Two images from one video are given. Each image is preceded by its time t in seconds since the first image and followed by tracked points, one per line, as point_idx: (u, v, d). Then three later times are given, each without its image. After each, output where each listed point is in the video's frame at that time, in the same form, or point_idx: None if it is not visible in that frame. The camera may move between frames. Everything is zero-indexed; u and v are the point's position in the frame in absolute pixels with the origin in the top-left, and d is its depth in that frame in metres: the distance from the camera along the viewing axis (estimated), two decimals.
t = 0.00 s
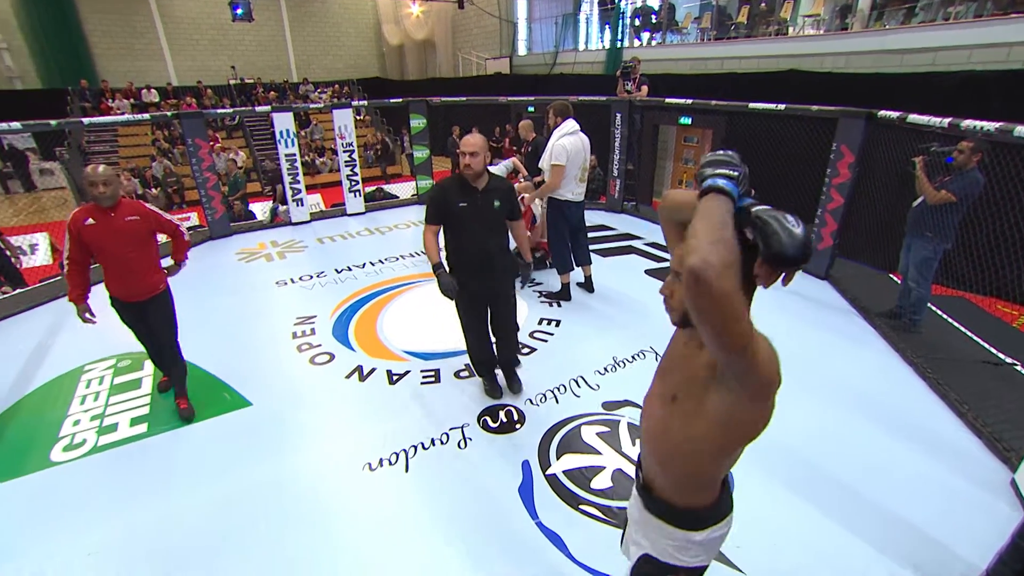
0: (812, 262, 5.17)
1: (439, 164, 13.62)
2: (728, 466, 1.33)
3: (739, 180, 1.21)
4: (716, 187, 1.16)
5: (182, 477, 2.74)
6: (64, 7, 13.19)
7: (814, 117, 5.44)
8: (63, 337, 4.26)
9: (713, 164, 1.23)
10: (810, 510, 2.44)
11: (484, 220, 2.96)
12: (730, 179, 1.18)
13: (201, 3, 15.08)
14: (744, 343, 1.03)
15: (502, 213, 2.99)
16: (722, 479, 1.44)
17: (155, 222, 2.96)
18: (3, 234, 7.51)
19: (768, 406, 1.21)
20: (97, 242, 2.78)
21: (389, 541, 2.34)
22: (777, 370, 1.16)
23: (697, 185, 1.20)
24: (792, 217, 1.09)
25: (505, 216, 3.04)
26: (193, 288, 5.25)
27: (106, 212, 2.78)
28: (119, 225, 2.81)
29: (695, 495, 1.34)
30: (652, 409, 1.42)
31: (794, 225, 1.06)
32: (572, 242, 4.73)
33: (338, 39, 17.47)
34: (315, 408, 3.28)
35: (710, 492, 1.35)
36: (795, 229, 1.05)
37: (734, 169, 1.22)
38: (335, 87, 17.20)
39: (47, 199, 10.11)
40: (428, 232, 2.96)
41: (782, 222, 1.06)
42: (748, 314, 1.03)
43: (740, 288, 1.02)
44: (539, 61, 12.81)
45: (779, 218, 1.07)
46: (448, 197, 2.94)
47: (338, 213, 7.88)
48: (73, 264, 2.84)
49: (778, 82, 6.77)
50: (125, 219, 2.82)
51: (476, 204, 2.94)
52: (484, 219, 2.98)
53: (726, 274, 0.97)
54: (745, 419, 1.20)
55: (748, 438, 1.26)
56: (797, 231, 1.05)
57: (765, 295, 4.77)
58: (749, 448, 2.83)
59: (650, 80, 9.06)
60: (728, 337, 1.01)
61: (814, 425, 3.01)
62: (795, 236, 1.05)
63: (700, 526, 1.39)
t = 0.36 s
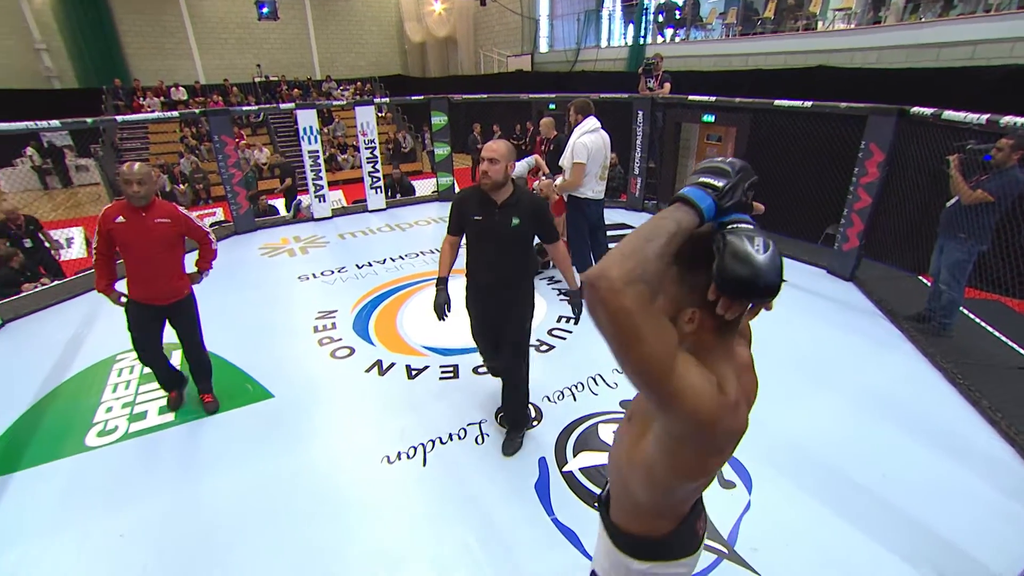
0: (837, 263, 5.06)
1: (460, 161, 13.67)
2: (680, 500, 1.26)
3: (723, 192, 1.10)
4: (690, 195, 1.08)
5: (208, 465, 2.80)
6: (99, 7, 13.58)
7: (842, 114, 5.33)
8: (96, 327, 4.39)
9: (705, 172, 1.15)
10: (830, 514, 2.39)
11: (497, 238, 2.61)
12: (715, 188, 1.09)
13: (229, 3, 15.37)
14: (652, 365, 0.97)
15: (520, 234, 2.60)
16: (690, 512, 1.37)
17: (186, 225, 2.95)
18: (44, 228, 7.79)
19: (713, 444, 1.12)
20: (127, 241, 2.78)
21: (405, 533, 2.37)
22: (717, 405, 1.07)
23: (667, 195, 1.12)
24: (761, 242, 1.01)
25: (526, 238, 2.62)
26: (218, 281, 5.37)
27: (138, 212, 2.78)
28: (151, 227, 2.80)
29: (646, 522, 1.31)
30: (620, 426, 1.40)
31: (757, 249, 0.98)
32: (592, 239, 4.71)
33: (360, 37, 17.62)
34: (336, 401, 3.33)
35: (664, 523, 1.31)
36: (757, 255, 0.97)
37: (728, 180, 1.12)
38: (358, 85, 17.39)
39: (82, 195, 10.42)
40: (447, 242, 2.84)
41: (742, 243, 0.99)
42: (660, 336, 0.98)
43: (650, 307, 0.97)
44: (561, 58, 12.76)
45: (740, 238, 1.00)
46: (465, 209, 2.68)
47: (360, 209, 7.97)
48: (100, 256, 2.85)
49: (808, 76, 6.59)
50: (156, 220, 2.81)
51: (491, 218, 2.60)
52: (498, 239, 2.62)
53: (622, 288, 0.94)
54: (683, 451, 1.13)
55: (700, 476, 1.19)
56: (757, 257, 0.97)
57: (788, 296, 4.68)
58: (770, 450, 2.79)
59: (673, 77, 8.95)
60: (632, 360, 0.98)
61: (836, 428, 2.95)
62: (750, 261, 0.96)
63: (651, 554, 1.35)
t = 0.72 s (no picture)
0: (864, 261, 4.95)
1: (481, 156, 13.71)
2: (657, 545, 1.12)
3: (682, 198, 1.04)
4: (642, 199, 1.02)
5: (235, 452, 2.89)
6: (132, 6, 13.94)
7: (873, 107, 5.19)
8: (129, 316, 4.53)
9: (673, 175, 1.09)
10: (852, 514, 2.36)
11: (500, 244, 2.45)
12: (671, 194, 1.03)
13: None
14: (570, 378, 0.94)
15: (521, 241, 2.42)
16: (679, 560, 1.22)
17: (203, 229, 2.87)
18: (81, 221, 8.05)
19: (670, 486, 0.97)
20: (143, 250, 2.69)
21: (425, 521, 2.41)
22: (667, 440, 0.92)
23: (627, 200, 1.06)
24: (706, 252, 0.94)
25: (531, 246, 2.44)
26: (245, 273, 5.49)
27: (154, 219, 2.70)
28: (164, 234, 2.71)
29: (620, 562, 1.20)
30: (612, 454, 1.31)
31: (694, 260, 0.92)
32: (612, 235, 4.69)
33: (383, 32, 17.73)
34: (357, 392, 3.38)
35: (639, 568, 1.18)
36: (690, 266, 0.91)
37: (691, 182, 1.06)
38: (380, 80, 17.53)
39: (115, 189, 10.74)
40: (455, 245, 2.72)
41: (681, 257, 0.93)
42: (579, 349, 0.94)
43: (567, 318, 0.95)
44: (584, 53, 12.69)
45: (681, 251, 0.94)
46: (470, 213, 2.56)
47: (382, 204, 8.06)
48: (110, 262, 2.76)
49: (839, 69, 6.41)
50: (173, 227, 2.74)
51: (494, 224, 2.45)
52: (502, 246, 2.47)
53: (532, 296, 0.94)
54: (636, 485, 1.01)
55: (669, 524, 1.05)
56: (692, 271, 0.90)
57: (813, 294, 4.59)
58: (792, 449, 2.75)
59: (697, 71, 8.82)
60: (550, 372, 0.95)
61: (859, 428, 2.89)
62: (682, 272, 0.91)
63: None
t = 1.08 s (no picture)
0: (886, 260, 4.85)
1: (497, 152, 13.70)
2: (652, 554, 1.11)
3: (675, 197, 1.02)
4: (630, 198, 1.02)
5: (254, 440, 2.95)
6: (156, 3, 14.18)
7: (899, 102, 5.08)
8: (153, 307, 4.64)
9: (670, 172, 1.08)
10: (868, 515, 2.33)
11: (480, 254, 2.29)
12: (660, 192, 1.01)
13: None
14: (546, 378, 0.98)
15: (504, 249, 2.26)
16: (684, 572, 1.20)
17: (197, 229, 2.81)
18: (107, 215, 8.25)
19: (655, 493, 0.97)
20: (139, 256, 2.61)
21: (438, 513, 2.44)
22: (647, 447, 0.93)
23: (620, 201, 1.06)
24: (689, 257, 0.92)
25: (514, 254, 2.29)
26: (264, 266, 5.58)
27: (147, 221, 2.62)
28: (160, 235, 2.64)
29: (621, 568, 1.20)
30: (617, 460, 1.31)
31: (673, 264, 0.92)
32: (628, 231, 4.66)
33: (400, 27, 17.77)
34: (373, 384, 3.43)
35: None
36: (668, 271, 0.91)
37: (686, 181, 1.04)
38: (398, 75, 17.61)
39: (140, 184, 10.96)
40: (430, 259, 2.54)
41: (660, 261, 0.93)
42: (557, 351, 0.97)
43: (544, 320, 0.98)
44: (602, 47, 12.60)
45: (662, 255, 0.94)
46: (444, 223, 2.39)
47: (398, 199, 8.11)
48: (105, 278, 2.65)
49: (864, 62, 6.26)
50: (168, 227, 2.67)
51: (472, 232, 2.28)
52: (483, 255, 2.30)
53: (510, 297, 0.99)
54: (624, 490, 1.03)
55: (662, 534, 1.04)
56: (667, 276, 0.91)
57: (832, 293, 4.51)
58: (808, 449, 2.71)
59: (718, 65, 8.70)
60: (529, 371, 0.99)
61: (877, 429, 2.85)
62: (659, 276, 0.91)
63: None
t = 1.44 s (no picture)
0: (906, 256, 4.76)
1: (510, 149, 13.70)
2: (687, 531, 1.13)
3: (731, 189, 1.00)
4: (687, 190, 0.99)
5: (270, 435, 3.00)
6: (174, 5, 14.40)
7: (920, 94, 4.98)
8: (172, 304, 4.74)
9: (717, 163, 1.06)
10: (885, 515, 2.29)
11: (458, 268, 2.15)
12: (719, 185, 1.00)
13: None
14: (610, 378, 0.91)
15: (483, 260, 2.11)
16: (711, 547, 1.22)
17: (210, 241, 2.70)
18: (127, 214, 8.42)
19: (707, 480, 0.97)
20: (151, 270, 2.50)
21: (450, 508, 2.46)
22: (706, 437, 0.91)
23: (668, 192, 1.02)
24: (759, 251, 0.91)
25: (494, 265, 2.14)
26: (279, 264, 5.65)
27: (160, 234, 2.51)
28: (171, 249, 2.53)
29: (649, 544, 1.21)
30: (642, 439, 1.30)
31: (747, 258, 0.90)
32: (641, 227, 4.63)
33: (413, 25, 17.83)
34: (386, 381, 3.46)
35: (670, 552, 1.19)
36: (744, 266, 0.89)
37: (741, 172, 1.02)
38: (410, 73, 17.67)
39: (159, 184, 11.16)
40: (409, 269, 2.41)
41: (732, 255, 0.90)
42: (622, 349, 0.90)
43: (611, 318, 0.90)
44: (614, 43, 12.53)
45: (732, 249, 0.91)
46: (423, 233, 2.25)
47: (411, 196, 8.15)
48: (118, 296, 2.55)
49: (883, 55, 6.14)
50: (180, 240, 2.55)
51: (449, 244, 2.14)
52: (462, 268, 2.16)
53: (574, 295, 0.89)
54: (673, 476, 1.02)
55: (702, 512, 1.06)
56: (744, 270, 0.88)
57: (850, 290, 4.44)
58: (824, 448, 2.68)
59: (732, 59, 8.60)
60: (591, 369, 0.92)
61: (896, 428, 2.80)
62: (736, 271, 0.88)
63: None
